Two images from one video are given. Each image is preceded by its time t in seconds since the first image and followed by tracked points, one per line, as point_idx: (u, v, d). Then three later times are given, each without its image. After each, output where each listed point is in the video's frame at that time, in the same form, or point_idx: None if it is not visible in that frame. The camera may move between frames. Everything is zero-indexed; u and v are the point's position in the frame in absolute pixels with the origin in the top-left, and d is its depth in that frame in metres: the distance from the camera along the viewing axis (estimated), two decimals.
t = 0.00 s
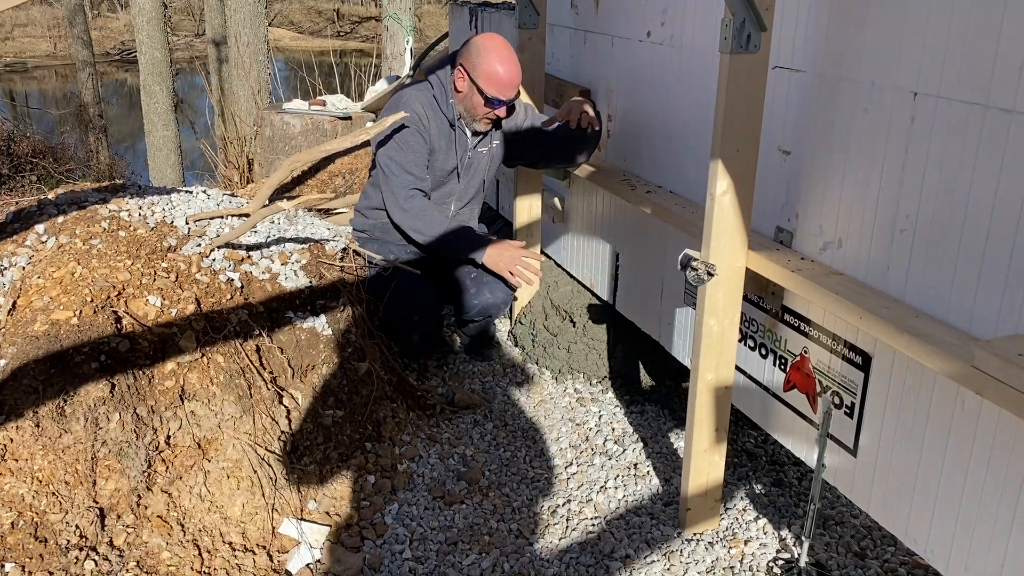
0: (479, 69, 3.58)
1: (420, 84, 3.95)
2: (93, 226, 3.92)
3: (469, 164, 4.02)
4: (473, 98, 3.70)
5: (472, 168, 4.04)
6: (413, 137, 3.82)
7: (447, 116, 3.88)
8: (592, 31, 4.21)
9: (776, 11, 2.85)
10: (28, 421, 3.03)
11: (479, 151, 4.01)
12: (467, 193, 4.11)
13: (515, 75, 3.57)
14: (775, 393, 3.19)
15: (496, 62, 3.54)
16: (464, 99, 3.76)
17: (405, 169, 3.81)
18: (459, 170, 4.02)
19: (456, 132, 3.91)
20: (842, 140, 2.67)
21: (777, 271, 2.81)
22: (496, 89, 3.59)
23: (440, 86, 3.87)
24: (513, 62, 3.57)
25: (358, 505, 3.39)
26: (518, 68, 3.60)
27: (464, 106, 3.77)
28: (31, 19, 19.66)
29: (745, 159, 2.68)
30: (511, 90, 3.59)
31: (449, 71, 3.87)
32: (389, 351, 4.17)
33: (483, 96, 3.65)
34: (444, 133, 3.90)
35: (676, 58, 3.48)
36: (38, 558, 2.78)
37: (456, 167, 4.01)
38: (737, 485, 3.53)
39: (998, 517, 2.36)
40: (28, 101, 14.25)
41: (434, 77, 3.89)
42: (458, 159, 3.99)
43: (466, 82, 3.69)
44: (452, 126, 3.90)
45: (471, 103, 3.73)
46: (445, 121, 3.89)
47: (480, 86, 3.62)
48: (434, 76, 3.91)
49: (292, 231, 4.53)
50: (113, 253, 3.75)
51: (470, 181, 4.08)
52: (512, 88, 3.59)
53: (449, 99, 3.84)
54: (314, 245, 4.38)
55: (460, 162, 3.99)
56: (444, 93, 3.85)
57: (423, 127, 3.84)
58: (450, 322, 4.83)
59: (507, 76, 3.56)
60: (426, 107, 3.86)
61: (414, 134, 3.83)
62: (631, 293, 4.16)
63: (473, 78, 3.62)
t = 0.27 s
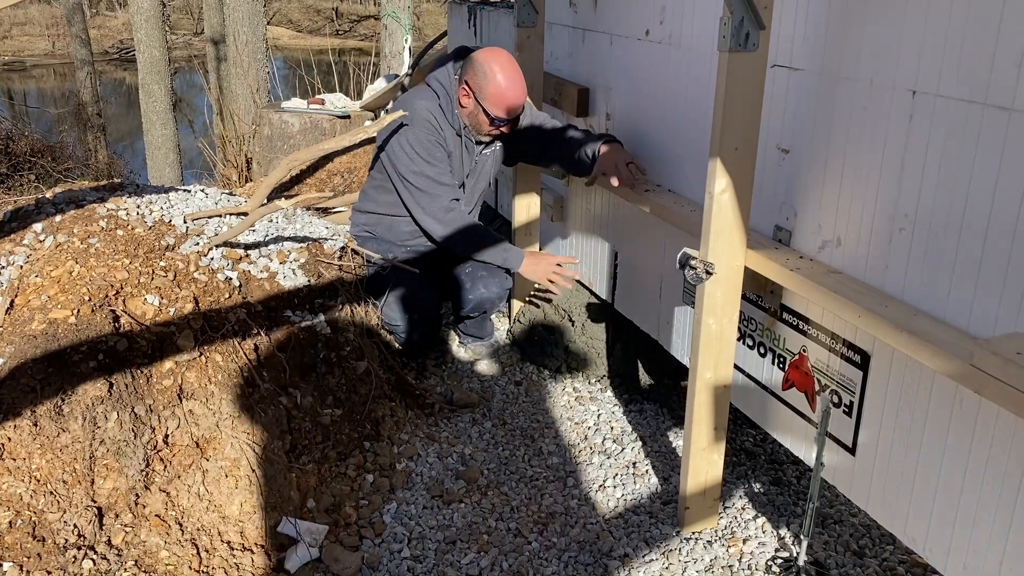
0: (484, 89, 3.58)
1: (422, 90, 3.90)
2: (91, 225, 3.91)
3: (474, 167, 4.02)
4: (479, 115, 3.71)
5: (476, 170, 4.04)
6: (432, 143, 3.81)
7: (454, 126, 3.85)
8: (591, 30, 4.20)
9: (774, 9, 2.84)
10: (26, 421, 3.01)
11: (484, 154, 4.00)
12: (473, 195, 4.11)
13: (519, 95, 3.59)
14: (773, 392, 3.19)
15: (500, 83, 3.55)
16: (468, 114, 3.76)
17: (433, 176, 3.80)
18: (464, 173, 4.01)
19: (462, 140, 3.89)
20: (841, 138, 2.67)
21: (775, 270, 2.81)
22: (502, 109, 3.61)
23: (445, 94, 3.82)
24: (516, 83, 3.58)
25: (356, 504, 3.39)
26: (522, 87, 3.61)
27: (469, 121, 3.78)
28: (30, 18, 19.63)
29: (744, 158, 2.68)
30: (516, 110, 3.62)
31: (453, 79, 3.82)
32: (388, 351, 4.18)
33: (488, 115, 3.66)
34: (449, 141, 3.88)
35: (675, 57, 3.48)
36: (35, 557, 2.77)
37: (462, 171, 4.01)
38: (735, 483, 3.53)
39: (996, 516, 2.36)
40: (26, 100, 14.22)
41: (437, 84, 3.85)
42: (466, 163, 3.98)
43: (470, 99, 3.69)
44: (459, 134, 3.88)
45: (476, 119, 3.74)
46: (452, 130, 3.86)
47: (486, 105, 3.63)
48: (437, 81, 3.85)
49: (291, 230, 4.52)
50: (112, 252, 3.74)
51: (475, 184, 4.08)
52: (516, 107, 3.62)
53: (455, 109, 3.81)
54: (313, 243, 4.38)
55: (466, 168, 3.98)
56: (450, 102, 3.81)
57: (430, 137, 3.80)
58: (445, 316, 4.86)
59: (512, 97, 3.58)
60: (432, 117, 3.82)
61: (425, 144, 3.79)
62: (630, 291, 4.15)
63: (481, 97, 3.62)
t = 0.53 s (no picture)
0: (487, 99, 3.57)
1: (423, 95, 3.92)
2: (89, 223, 3.90)
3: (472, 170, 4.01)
4: (481, 122, 3.70)
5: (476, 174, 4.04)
6: (432, 149, 3.81)
7: (453, 131, 3.86)
8: (589, 28, 4.20)
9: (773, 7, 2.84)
10: (24, 420, 3.00)
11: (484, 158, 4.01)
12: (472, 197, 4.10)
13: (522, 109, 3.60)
14: (772, 390, 3.19)
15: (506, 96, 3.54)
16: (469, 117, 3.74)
17: (436, 182, 3.79)
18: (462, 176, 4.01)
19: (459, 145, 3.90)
20: (839, 136, 2.66)
21: (774, 268, 2.81)
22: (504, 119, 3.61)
23: (445, 100, 3.83)
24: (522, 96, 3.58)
25: (355, 502, 3.38)
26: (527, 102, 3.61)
27: (471, 127, 3.77)
28: (28, 16, 19.59)
29: (743, 156, 2.68)
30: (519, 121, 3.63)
31: (452, 85, 3.83)
32: (387, 350, 4.18)
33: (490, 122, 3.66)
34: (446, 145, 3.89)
35: (673, 55, 3.47)
36: (34, 556, 2.78)
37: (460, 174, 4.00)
38: (734, 482, 3.52)
39: (995, 514, 2.35)
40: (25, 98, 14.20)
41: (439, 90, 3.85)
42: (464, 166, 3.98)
43: (472, 105, 3.68)
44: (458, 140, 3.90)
45: (478, 126, 3.73)
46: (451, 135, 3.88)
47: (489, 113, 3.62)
48: (436, 85, 3.87)
49: (289, 228, 4.51)
50: (110, 250, 3.73)
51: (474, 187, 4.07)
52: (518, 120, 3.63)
53: (454, 114, 3.82)
54: (311, 242, 4.37)
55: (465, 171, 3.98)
56: (450, 108, 3.82)
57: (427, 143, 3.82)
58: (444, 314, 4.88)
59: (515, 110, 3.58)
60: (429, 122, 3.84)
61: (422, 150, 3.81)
62: (629, 290, 4.15)
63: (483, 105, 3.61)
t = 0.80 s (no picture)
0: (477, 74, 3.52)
1: (423, 83, 3.86)
2: (87, 222, 3.90)
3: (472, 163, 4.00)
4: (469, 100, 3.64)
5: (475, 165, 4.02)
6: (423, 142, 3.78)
7: (450, 120, 3.82)
8: (588, 26, 4.19)
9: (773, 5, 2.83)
10: (22, 418, 2.99)
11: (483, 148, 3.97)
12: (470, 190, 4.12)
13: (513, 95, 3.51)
14: (771, 389, 3.18)
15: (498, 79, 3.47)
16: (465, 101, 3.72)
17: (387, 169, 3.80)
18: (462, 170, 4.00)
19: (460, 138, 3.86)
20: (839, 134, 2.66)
21: (773, 267, 2.80)
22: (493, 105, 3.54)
23: (446, 88, 3.79)
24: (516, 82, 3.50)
25: (353, 501, 3.38)
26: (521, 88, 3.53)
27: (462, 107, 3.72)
28: (27, 14, 19.56)
29: (742, 154, 2.67)
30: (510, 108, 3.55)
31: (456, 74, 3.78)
32: (386, 349, 4.18)
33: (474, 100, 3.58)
34: (448, 138, 3.86)
35: (673, 53, 3.46)
36: (32, 555, 2.77)
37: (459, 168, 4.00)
38: (733, 480, 3.52)
39: (995, 512, 2.35)
40: (24, 96, 14.17)
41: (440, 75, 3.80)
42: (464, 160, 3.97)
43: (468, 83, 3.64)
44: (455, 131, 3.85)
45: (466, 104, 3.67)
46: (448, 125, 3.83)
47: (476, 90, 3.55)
48: (441, 73, 3.81)
49: (287, 227, 4.51)
50: (108, 249, 3.73)
51: (472, 181, 4.09)
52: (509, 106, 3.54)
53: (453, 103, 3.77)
54: (310, 240, 4.37)
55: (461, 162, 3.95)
56: (450, 96, 3.78)
57: (426, 137, 3.79)
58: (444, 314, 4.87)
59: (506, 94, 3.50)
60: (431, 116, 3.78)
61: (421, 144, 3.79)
62: (628, 288, 4.14)
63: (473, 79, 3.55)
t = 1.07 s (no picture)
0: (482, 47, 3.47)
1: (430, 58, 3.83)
2: (86, 220, 3.89)
3: (478, 140, 3.92)
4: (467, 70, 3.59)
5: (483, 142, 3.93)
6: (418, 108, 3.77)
7: (452, 93, 3.76)
8: (588, 24, 4.18)
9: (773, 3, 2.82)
10: (21, 417, 2.99)
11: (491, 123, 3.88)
12: (478, 170, 4.03)
13: (514, 73, 3.44)
14: (771, 388, 3.18)
15: (501, 53, 3.40)
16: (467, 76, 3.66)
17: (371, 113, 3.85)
18: (467, 147, 3.92)
19: (462, 116, 3.81)
20: (839, 133, 2.65)
21: (773, 265, 2.80)
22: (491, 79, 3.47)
23: (452, 62, 3.72)
24: (519, 61, 3.43)
25: (353, 500, 3.38)
26: (523, 67, 3.45)
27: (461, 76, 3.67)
28: (26, 11, 19.52)
29: (742, 153, 2.67)
30: (509, 85, 3.48)
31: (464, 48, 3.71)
32: (384, 347, 4.18)
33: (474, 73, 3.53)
34: (449, 116, 3.81)
35: (673, 51, 3.46)
36: (30, 554, 2.76)
37: (463, 146, 3.92)
38: (733, 479, 3.52)
39: (996, 511, 2.35)
40: (23, 93, 14.15)
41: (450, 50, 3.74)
42: (468, 138, 3.90)
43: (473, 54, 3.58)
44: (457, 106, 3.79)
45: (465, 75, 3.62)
46: (451, 100, 3.78)
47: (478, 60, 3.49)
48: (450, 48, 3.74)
49: (287, 225, 4.50)
50: (107, 247, 3.72)
51: (481, 160, 3.99)
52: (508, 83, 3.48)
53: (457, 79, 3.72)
54: (309, 238, 4.36)
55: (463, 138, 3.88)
56: (455, 70, 3.72)
57: (421, 106, 3.77)
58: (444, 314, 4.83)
59: (506, 71, 3.43)
60: (430, 88, 3.75)
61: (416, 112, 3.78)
62: (627, 287, 4.14)
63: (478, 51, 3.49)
